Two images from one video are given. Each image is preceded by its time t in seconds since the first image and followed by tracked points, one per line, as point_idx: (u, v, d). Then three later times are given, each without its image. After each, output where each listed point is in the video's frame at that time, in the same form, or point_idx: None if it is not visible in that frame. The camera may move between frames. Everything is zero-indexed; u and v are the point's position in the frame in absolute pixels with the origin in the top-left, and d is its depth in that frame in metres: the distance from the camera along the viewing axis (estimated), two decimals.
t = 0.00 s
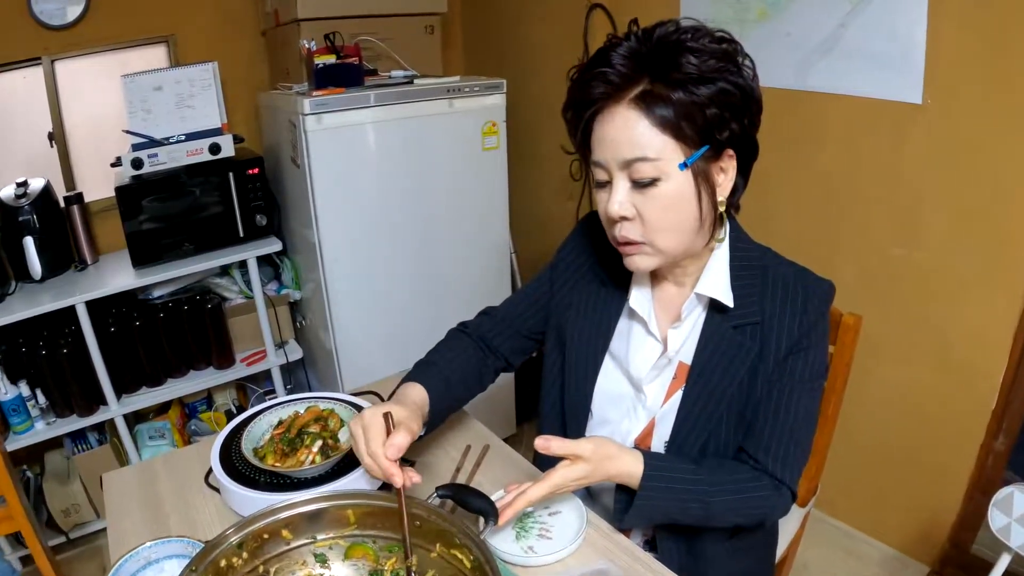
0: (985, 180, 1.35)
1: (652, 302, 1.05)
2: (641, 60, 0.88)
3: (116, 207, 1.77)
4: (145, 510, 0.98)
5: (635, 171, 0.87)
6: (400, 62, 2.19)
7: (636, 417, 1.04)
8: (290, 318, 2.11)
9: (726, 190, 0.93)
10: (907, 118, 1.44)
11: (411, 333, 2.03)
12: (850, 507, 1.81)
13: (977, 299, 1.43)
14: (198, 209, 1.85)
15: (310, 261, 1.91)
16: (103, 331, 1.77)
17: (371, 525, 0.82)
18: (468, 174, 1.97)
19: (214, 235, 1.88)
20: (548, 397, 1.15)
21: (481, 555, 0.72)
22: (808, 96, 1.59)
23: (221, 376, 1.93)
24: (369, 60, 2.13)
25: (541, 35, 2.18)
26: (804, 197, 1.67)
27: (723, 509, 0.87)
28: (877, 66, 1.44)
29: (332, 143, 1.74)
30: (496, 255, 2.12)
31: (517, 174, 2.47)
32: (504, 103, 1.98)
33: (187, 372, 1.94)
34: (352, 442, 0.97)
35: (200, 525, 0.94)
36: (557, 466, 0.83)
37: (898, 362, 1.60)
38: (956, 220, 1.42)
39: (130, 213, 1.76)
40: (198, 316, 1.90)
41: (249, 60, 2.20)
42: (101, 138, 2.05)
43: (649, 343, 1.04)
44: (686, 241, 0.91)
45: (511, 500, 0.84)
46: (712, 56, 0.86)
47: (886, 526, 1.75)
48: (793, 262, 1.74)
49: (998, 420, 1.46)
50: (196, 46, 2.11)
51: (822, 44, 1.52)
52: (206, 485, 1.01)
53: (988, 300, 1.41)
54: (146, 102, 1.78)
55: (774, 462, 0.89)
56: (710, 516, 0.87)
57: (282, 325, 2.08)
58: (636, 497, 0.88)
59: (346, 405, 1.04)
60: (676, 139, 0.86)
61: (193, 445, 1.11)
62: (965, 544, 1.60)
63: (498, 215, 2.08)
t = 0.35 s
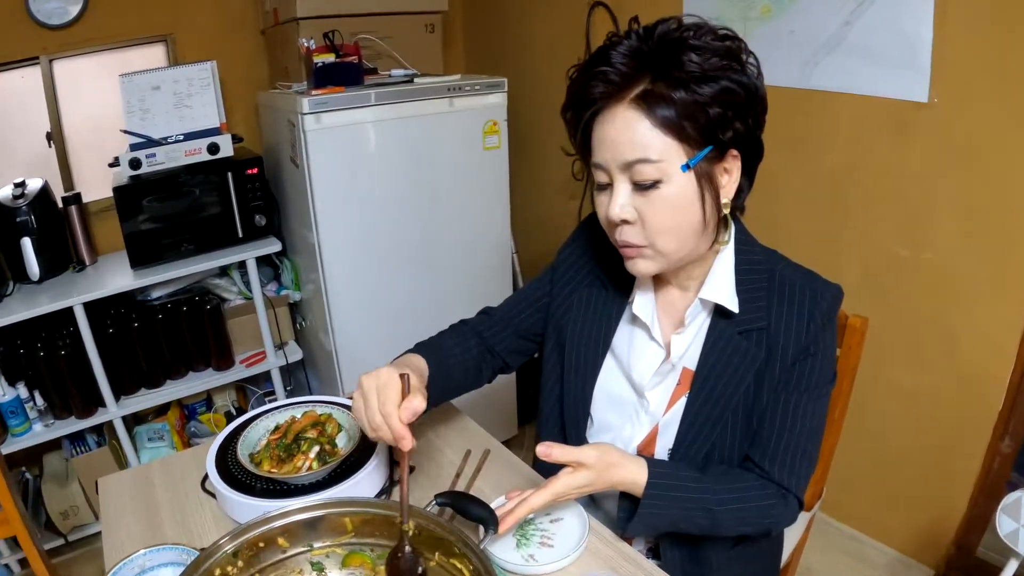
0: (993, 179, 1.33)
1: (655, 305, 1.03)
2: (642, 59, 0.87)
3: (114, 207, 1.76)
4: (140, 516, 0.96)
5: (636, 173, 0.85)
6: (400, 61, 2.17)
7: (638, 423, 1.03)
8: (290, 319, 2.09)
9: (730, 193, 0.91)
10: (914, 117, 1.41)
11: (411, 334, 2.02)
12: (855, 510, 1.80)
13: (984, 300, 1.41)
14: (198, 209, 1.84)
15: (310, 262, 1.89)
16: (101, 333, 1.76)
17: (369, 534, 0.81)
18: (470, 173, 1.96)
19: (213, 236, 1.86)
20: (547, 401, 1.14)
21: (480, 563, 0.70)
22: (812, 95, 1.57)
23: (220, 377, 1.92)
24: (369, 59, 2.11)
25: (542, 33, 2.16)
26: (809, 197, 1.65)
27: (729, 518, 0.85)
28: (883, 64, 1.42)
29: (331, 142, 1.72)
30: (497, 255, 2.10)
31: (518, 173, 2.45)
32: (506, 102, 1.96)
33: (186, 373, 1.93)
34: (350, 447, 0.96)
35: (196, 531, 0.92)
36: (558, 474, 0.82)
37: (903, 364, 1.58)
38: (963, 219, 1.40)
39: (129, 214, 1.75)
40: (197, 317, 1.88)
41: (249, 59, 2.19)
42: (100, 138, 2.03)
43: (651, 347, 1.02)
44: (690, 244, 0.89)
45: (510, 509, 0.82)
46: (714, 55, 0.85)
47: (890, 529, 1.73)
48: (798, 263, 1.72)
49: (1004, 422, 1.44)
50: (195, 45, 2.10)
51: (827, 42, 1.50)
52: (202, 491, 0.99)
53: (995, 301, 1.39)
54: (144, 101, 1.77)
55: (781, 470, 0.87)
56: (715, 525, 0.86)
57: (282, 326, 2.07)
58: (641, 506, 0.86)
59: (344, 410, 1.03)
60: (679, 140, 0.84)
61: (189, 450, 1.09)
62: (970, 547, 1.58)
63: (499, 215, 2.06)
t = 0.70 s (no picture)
0: (999, 179, 1.32)
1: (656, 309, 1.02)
2: (633, 58, 0.85)
3: (113, 207, 1.75)
4: (136, 521, 0.95)
5: (630, 174, 0.84)
6: (401, 60, 2.16)
7: (640, 429, 1.01)
8: (290, 320, 2.08)
9: (727, 191, 0.90)
10: (919, 116, 1.40)
11: (411, 334, 2.00)
12: (858, 512, 1.78)
13: (988, 300, 1.39)
14: (197, 209, 1.83)
15: (310, 262, 1.88)
16: (100, 334, 1.75)
17: (367, 540, 0.80)
18: (470, 173, 1.94)
19: (212, 236, 1.85)
20: (548, 407, 1.12)
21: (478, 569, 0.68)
22: (816, 94, 1.55)
23: (220, 378, 1.91)
24: (370, 58, 2.10)
25: (544, 31, 2.14)
26: (813, 197, 1.63)
27: (733, 525, 0.84)
28: (888, 62, 1.41)
29: (330, 142, 1.71)
30: (499, 255, 2.09)
31: (520, 172, 2.44)
32: (507, 101, 1.95)
33: (185, 374, 1.92)
34: (348, 451, 0.95)
35: (192, 536, 0.91)
36: (560, 479, 0.81)
37: (907, 365, 1.56)
38: (969, 219, 1.38)
39: (128, 214, 1.74)
40: (196, 318, 1.87)
41: (249, 58, 2.18)
42: (98, 138, 2.02)
43: (653, 351, 1.01)
44: (687, 245, 0.88)
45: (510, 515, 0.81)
46: (706, 51, 0.83)
47: (894, 531, 1.71)
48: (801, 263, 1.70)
49: (1009, 424, 1.43)
50: (194, 44, 2.09)
51: (831, 40, 1.48)
52: (199, 495, 0.98)
53: (1000, 302, 1.38)
54: (142, 101, 1.76)
55: (786, 476, 0.86)
56: (719, 532, 0.84)
57: (282, 327, 2.06)
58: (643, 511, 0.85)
59: (342, 413, 1.02)
60: (672, 139, 0.83)
61: (186, 454, 1.08)
62: (975, 549, 1.56)
63: (500, 214, 2.05)
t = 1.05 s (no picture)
0: (1003, 179, 1.31)
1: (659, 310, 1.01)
2: (631, 58, 0.85)
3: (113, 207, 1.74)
4: (136, 524, 0.94)
5: (630, 174, 0.83)
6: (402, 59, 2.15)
7: (643, 432, 1.00)
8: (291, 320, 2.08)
9: (728, 192, 0.89)
10: (923, 115, 1.39)
11: (411, 335, 2.00)
12: (862, 513, 1.77)
13: (996, 302, 1.38)
14: (198, 210, 1.82)
15: (312, 262, 1.87)
16: (101, 335, 1.74)
17: (369, 544, 0.79)
18: (472, 172, 1.94)
19: (213, 236, 1.85)
20: (550, 410, 1.12)
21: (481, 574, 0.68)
22: (820, 93, 1.55)
23: (221, 379, 1.90)
24: (371, 57, 2.09)
25: (547, 30, 2.14)
26: (816, 197, 1.62)
27: (737, 528, 0.83)
28: (891, 62, 1.40)
29: (331, 142, 1.70)
30: (500, 255, 2.08)
31: (522, 172, 2.43)
32: (509, 100, 1.94)
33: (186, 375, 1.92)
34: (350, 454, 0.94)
35: (192, 539, 0.90)
36: (562, 481, 0.80)
37: (911, 366, 1.55)
38: (973, 220, 1.37)
39: (129, 214, 1.74)
40: (197, 319, 1.87)
41: (250, 57, 2.17)
42: (99, 138, 2.02)
43: (657, 353, 1.00)
44: (688, 246, 0.87)
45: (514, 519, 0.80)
46: (705, 50, 0.83)
47: (898, 532, 1.71)
48: (805, 263, 1.69)
49: (1012, 425, 1.42)
50: (195, 44, 2.08)
51: (835, 39, 1.48)
52: (199, 498, 0.98)
53: (1004, 303, 1.37)
54: (143, 101, 1.75)
55: (791, 479, 0.85)
56: (723, 535, 0.83)
57: (283, 328, 2.05)
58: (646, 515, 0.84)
59: (343, 416, 1.01)
60: (672, 138, 0.82)
61: (187, 456, 1.08)
62: (978, 551, 1.55)
63: (501, 214, 2.04)
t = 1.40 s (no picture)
0: (1003, 179, 1.31)
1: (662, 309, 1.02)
2: (647, 52, 0.85)
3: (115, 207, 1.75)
4: (138, 523, 0.95)
5: (639, 167, 0.84)
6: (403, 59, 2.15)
7: (643, 430, 1.00)
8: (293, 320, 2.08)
9: (736, 191, 0.89)
10: (924, 115, 1.39)
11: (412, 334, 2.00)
12: (863, 513, 1.77)
13: (996, 301, 1.38)
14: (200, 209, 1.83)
15: (312, 262, 1.88)
16: (103, 334, 1.75)
17: (370, 543, 0.79)
18: (473, 172, 1.94)
19: (215, 236, 1.85)
20: (550, 408, 1.12)
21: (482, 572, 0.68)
22: (821, 92, 1.55)
23: (222, 378, 1.91)
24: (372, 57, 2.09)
25: (547, 29, 2.14)
26: (817, 196, 1.62)
27: (736, 528, 0.83)
28: (892, 62, 1.40)
29: (333, 141, 1.71)
30: (501, 254, 2.08)
31: (523, 171, 2.43)
32: (511, 100, 1.94)
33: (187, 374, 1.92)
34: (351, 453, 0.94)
35: (194, 538, 0.91)
36: (562, 480, 0.80)
37: (912, 365, 1.55)
38: (973, 220, 1.37)
39: (130, 214, 1.74)
40: (199, 318, 1.87)
41: (251, 57, 2.17)
42: (100, 138, 2.02)
43: (659, 352, 1.00)
44: (695, 243, 0.87)
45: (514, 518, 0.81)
46: (721, 48, 0.83)
47: (899, 532, 1.71)
48: (806, 263, 1.69)
49: (1012, 425, 1.42)
50: (196, 43, 2.08)
51: (836, 39, 1.48)
52: (200, 497, 0.98)
53: (1005, 303, 1.37)
54: (144, 101, 1.75)
55: (790, 479, 0.85)
56: (723, 535, 0.83)
57: (285, 328, 2.06)
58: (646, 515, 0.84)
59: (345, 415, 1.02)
60: (684, 134, 0.82)
61: (188, 455, 1.08)
62: (979, 551, 1.55)
63: (503, 214, 2.04)
